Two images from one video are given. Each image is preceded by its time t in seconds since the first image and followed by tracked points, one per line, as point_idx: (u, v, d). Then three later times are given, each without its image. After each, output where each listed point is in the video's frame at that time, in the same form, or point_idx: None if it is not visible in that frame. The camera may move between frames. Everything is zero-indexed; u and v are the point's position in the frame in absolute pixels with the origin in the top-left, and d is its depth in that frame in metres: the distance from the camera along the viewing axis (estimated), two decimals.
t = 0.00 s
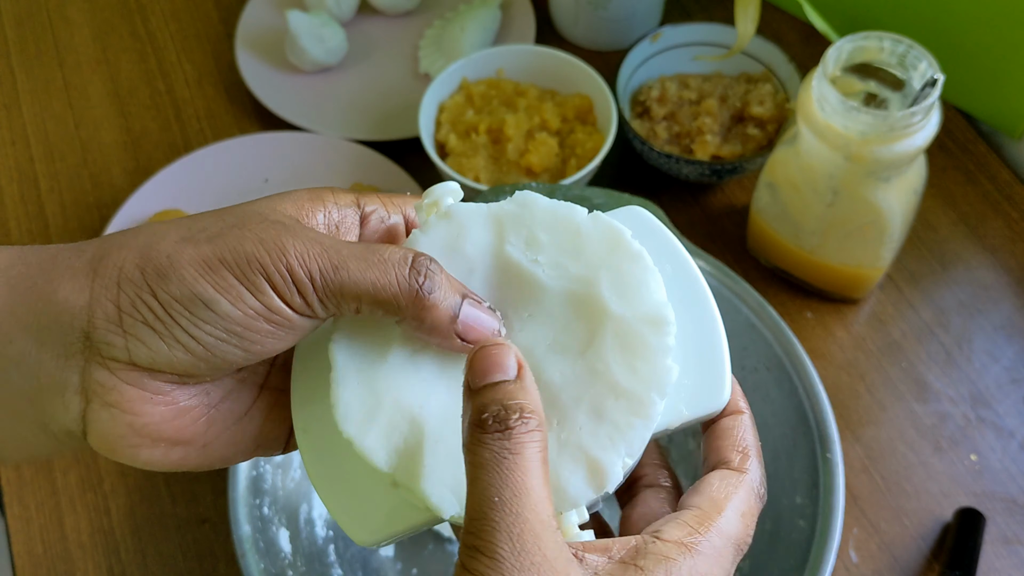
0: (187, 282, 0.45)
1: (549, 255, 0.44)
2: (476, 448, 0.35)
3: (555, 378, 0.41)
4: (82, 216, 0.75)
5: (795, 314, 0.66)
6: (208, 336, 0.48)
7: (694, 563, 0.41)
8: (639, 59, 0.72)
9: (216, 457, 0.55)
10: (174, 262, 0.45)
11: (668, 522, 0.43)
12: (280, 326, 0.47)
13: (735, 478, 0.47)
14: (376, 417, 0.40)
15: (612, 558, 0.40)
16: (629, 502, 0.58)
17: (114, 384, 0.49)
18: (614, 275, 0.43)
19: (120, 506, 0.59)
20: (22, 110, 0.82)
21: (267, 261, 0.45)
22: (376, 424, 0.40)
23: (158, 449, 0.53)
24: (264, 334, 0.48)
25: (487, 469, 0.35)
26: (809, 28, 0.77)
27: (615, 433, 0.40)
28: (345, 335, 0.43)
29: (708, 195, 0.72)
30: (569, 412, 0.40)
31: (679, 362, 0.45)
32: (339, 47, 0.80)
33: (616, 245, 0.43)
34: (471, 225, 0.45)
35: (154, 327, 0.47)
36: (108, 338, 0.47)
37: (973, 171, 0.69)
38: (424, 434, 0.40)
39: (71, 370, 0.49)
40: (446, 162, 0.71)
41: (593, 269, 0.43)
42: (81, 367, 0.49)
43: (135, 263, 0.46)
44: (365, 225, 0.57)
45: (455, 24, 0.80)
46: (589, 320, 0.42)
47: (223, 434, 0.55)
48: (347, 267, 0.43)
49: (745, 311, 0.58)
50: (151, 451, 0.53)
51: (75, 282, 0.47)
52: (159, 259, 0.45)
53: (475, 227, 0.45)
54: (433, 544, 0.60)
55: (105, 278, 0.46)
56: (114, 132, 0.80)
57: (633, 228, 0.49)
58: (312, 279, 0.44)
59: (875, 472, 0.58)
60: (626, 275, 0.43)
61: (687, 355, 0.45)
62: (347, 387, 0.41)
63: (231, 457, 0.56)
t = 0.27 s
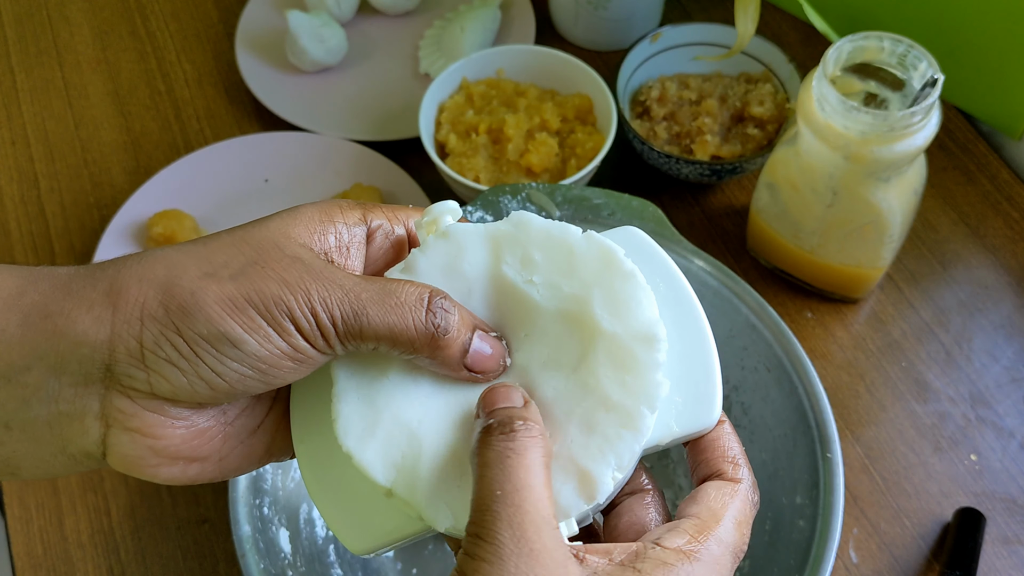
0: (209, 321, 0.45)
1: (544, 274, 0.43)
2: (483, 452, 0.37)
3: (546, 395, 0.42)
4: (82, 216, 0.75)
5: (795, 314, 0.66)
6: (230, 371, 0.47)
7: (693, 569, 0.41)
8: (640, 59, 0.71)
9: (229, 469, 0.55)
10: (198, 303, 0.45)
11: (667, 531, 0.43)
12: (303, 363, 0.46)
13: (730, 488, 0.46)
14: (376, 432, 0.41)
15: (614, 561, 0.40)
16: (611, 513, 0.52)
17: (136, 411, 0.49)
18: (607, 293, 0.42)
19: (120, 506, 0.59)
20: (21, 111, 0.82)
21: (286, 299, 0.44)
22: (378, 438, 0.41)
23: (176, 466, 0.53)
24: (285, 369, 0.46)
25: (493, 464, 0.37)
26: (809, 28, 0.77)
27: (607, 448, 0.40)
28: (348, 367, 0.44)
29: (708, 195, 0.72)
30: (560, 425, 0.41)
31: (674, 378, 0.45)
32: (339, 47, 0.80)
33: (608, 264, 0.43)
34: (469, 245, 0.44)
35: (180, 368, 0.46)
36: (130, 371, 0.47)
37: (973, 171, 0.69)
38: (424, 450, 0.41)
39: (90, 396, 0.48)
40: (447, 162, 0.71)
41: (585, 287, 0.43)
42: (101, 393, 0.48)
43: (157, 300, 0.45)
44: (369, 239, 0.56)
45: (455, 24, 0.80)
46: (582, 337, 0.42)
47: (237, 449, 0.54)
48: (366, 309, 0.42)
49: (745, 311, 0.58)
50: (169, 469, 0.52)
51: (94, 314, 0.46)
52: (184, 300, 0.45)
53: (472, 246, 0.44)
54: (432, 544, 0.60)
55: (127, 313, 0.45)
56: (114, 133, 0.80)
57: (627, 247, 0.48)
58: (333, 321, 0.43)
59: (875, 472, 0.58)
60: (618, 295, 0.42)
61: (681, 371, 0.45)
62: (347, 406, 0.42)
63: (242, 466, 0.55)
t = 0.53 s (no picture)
0: (221, 349, 0.44)
1: (547, 291, 0.43)
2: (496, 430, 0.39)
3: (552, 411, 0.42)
4: (82, 216, 0.75)
5: (795, 314, 0.66)
6: (244, 398, 0.47)
7: (700, 549, 0.40)
8: (640, 59, 0.71)
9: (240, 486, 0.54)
10: (210, 330, 0.44)
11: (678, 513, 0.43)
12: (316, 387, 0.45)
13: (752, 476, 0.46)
14: (381, 450, 0.41)
15: (616, 539, 0.39)
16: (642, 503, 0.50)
17: (149, 434, 0.49)
18: (609, 310, 0.42)
19: (120, 506, 0.59)
20: (21, 111, 0.82)
21: (297, 325, 0.44)
22: (383, 455, 0.41)
23: (189, 485, 0.52)
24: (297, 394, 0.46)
25: (500, 444, 0.38)
26: (809, 28, 0.77)
27: (606, 467, 0.40)
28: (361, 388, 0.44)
29: (708, 195, 0.72)
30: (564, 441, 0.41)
31: (676, 392, 0.45)
32: (339, 47, 0.80)
33: (611, 281, 0.42)
34: (472, 261, 0.44)
35: (192, 393, 0.46)
36: (144, 397, 0.47)
37: (972, 171, 0.69)
38: (430, 468, 0.41)
39: (103, 419, 0.48)
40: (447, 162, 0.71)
41: (588, 305, 0.42)
42: (114, 417, 0.48)
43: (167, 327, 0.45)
44: (378, 253, 0.56)
45: (455, 24, 0.80)
46: (585, 354, 0.42)
47: (248, 465, 0.53)
48: (377, 334, 0.42)
49: (745, 311, 0.58)
50: (181, 488, 0.52)
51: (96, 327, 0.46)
52: (195, 328, 0.44)
53: (475, 262, 0.44)
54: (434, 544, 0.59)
55: (138, 340, 0.45)
56: (114, 133, 0.80)
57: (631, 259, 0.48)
58: (345, 347, 0.43)
59: (875, 472, 0.58)
60: (622, 311, 0.42)
61: (685, 386, 0.45)
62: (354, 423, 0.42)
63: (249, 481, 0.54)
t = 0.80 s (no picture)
0: (212, 326, 0.44)
1: (547, 301, 0.43)
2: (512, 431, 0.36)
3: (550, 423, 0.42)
4: (81, 216, 0.75)
5: (795, 314, 0.66)
6: (235, 375, 0.47)
7: (701, 559, 0.40)
8: (640, 59, 0.71)
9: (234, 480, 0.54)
10: (199, 307, 0.44)
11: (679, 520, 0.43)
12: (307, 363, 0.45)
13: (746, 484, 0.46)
14: (375, 454, 0.42)
15: (625, 554, 0.39)
16: (633, 507, 0.50)
17: (141, 421, 0.49)
18: (610, 322, 0.42)
19: (120, 506, 0.59)
20: (21, 110, 0.82)
21: (292, 300, 0.44)
22: (378, 458, 0.42)
23: (180, 477, 0.53)
24: (291, 372, 0.46)
25: (524, 449, 0.35)
26: (809, 28, 0.77)
27: (603, 478, 0.40)
28: (356, 363, 0.45)
29: (708, 195, 0.72)
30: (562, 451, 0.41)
31: (674, 403, 0.45)
32: (339, 47, 0.80)
33: (613, 292, 0.42)
34: (472, 267, 0.44)
35: (185, 373, 0.46)
36: (135, 380, 0.47)
37: (972, 171, 0.69)
38: (421, 470, 0.41)
39: (97, 406, 0.48)
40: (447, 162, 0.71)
41: (589, 316, 0.42)
42: (107, 404, 0.48)
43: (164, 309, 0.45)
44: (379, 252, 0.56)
45: (455, 24, 0.80)
46: (585, 366, 0.42)
47: (241, 460, 0.54)
48: (371, 305, 0.43)
49: (745, 310, 0.58)
50: (174, 479, 0.52)
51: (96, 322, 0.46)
52: (184, 305, 0.45)
53: (475, 269, 0.45)
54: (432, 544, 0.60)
55: (129, 321, 0.46)
56: (114, 132, 0.80)
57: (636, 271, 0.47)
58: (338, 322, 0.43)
59: (875, 472, 0.58)
60: (624, 322, 0.41)
61: (684, 398, 0.45)
62: (349, 424, 0.43)
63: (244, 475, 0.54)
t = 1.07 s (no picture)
0: (228, 338, 0.44)
1: (545, 302, 0.43)
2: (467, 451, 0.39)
3: (546, 421, 0.42)
4: (81, 216, 0.75)
5: (795, 314, 0.66)
6: (251, 384, 0.46)
7: (681, 558, 0.40)
8: (640, 59, 0.71)
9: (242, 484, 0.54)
10: (215, 320, 0.44)
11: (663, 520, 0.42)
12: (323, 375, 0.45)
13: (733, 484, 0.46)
14: (374, 451, 0.41)
15: (595, 549, 0.39)
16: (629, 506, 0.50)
17: (154, 431, 0.48)
18: (606, 321, 0.42)
19: (120, 506, 0.59)
20: (22, 111, 0.82)
21: (306, 312, 0.44)
22: (375, 456, 0.41)
23: (194, 483, 0.52)
24: (306, 383, 0.45)
25: (469, 464, 0.38)
26: (809, 28, 0.77)
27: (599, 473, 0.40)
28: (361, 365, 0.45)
29: (708, 195, 0.72)
30: (559, 448, 0.41)
31: (672, 400, 0.45)
32: (339, 48, 0.80)
33: (608, 291, 0.42)
34: (469, 270, 0.45)
35: (199, 384, 0.46)
36: (149, 392, 0.47)
37: (973, 171, 0.69)
38: (423, 472, 0.41)
39: (109, 417, 0.48)
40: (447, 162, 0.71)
41: (585, 315, 0.42)
42: (119, 415, 0.48)
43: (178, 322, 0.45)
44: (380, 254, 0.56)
45: (455, 24, 0.80)
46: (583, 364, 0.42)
47: (250, 464, 0.53)
48: (384, 317, 0.42)
49: (745, 311, 0.58)
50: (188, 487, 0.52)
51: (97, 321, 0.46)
52: (200, 318, 0.45)
53: (472, 272, 0.45)
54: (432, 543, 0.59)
55: (144, 334, 0.45)
56: (114, 133, 0.80)
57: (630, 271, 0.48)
58: (352, 332, 0.43)
59: (875, 472, 0.58)
60: (619, 320, 0.42)
61: (681, 395, 0.45)
62: (349, 421, 0.43)
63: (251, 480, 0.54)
